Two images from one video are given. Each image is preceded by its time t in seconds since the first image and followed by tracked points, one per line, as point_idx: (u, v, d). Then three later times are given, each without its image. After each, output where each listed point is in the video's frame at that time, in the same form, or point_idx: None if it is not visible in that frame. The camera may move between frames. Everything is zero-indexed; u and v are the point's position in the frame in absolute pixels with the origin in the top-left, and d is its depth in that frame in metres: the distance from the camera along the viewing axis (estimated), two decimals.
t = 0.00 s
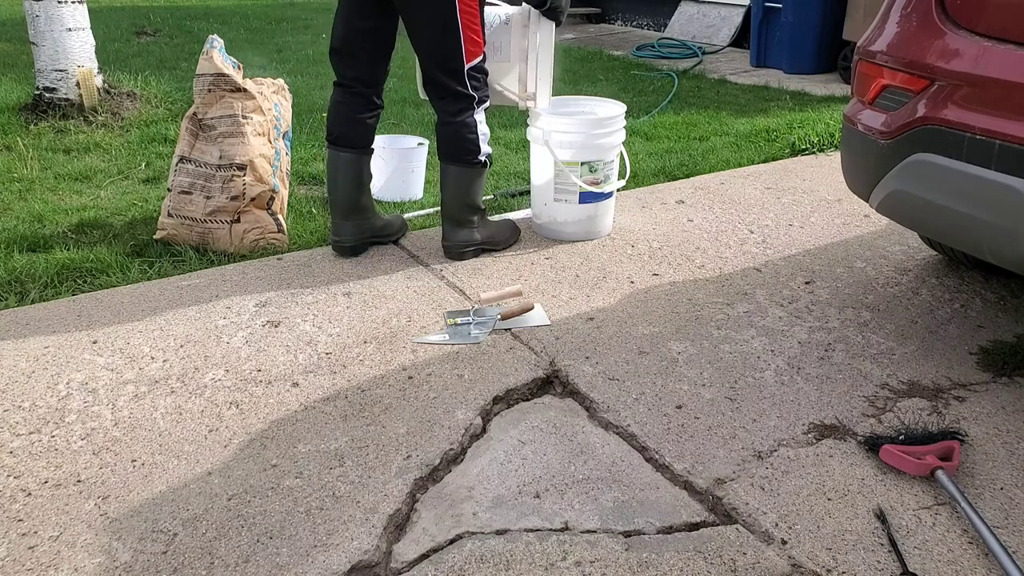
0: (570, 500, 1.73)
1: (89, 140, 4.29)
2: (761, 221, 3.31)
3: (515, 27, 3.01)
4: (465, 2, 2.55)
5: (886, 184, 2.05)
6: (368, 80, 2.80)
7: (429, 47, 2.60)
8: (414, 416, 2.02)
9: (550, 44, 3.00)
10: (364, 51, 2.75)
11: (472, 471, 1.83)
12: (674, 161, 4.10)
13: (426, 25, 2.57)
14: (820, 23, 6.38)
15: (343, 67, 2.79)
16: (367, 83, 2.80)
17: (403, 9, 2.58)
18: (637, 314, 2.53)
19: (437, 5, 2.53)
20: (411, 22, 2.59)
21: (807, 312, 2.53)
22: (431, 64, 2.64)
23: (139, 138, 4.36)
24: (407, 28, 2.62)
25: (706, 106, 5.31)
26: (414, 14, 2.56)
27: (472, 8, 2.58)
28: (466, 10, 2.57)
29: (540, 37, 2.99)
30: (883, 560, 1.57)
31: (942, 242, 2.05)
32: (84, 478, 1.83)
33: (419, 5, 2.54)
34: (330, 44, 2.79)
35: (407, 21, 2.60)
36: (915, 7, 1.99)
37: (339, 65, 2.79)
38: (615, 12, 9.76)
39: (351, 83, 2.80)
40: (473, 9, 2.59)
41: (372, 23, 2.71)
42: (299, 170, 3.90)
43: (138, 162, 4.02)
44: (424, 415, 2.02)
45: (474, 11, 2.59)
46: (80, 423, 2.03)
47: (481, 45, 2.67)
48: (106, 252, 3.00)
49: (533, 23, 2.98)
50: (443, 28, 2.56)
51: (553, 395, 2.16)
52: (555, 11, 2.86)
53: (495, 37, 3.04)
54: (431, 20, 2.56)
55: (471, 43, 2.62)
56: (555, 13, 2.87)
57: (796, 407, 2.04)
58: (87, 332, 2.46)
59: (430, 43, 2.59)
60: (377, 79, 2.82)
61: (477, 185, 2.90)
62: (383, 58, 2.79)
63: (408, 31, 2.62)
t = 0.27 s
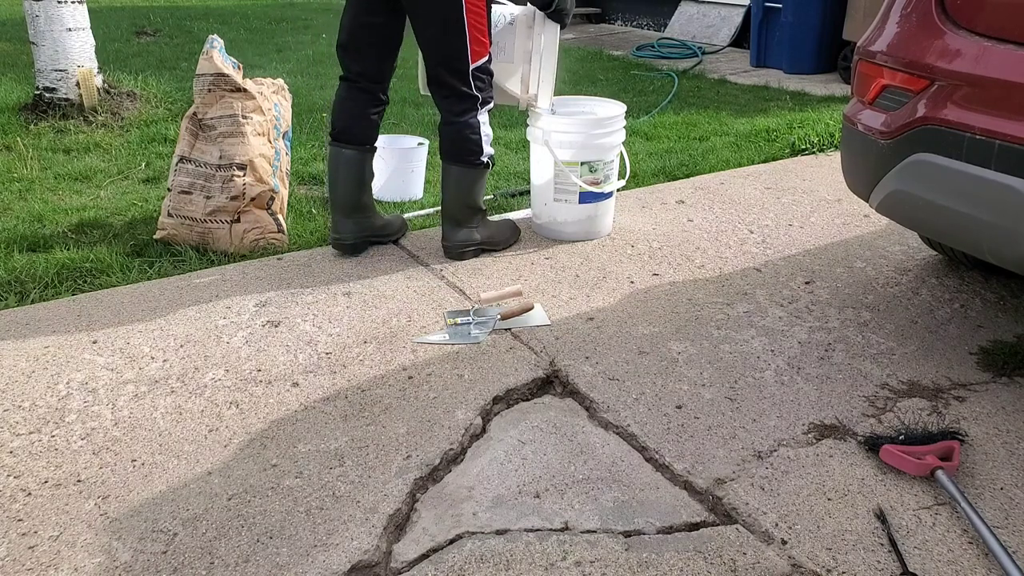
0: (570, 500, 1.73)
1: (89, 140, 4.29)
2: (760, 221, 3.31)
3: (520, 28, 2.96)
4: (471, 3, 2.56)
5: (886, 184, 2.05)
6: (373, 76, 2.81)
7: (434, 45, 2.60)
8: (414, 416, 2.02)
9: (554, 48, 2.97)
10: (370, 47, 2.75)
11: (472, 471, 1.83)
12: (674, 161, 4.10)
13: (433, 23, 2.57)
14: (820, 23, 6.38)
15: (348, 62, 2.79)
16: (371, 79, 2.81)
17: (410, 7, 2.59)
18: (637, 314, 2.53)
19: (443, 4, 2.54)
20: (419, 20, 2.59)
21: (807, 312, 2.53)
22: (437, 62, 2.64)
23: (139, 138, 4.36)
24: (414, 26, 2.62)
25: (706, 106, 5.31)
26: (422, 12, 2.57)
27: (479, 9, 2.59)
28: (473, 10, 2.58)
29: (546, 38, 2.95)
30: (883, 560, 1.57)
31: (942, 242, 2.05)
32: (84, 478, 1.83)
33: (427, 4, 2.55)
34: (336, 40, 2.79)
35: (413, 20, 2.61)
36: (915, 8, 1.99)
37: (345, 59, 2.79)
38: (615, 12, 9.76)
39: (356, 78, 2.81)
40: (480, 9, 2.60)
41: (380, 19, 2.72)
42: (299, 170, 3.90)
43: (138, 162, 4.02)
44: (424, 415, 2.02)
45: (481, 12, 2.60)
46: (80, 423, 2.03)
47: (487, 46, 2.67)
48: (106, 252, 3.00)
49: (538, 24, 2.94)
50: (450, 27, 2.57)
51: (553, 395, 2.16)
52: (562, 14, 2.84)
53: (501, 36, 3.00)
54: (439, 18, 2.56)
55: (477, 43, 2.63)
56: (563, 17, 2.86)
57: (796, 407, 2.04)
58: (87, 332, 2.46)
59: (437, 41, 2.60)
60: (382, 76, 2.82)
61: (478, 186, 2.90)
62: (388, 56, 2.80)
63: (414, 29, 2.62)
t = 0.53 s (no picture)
0: (570, 500, 1.73)
1: (89, 140, 4.29)
2: (760, 221, 3.31)
3: (526, 28, 2.92)
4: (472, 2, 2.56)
5: (886, 184, 2.05)
6: (373, 73, 2.81)
7: (434, 45, 2.61)
8: (414, 416, 2.03)
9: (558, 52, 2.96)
10: (371, 46, 2.75)
11: (472, 471, 1.83)
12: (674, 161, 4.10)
13: (434, 23, 2.57)
14: (820, 23, 6.38)
15: (349, 59, 2.79)
16: (372, 77, 2.81)
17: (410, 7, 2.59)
18: (637, 314, 2.53)
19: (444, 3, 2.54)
20: (420, 19, 2.59)
21: (807, 312, 2.53)
22: (437, 62, 2.64)
23: (139, 138, 4.36)
24: (415, 25, 2.62)
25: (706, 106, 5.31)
26: (423, 12, 2.57)
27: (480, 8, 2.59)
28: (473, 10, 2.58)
29: (551, 41, 2.93)
30: (883, 560, 1.57)
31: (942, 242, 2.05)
32: (84, 478, 1.83)
33: (428, 3, 2.55)
34: (337, 37, 2.79)
35: (414, 19, 2.61)
36: (915, 8, 1.99)
37: (346, 56, 2.79)
38: (615, 12, 9.76)
39: (356, 75, 2.81)
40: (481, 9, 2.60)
41: (381, 17, 2.71)
42: (299, 170, 3.90)
43: (138, 162, 4.02)
44: (424, 415, 2.02)
45: (482, 12, 2.60)
46: (80, 423, 2.03)
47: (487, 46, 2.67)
48: (106, 252, 3.00)
49: (545, 27, 2.91)
50: (451, 26, 2.57)
51: (553, 395, 2.16)
52: (568, 18, 2.85)
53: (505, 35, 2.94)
54: (440, 18, 2.56)
55: (477, 43, 2.63)
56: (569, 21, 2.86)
57: (796, 407, 2.05)
58: (87, 332, 2.46)
59: (438, 40, 2.60)
60: (382, 75, 2.83)
61: (478, 185, 2.90)
62: (389, 55, 2.80)
63: (415, 28, 2.62)
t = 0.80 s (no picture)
0: (570, 500, 1.73)
1: (89, 140, 4.29)
2: (760, 221, 3.31)
3: (532, 29, 2.91)
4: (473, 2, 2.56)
5: (886, 184, 2.05)
6: (374, 71, 2.81)
7: (435, 44, 2.61)
8: (414, 416, 2.03)
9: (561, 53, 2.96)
10: (373, 44, 2.76)
11: (472, 471, 1.83)
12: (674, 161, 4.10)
13: (435, 22, 2.57)
14: (820, 23, 6.38)
15: (351, 57, 2.80)
16: (373, 75, 2.81)
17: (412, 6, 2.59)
18: (637, 314, 2.53)
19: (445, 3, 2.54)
20: (421, 19, 2.60)
21: (807, 312, 2.53)
22: (438, 61, 2.64)
23: (139, 138, 4.36)
24: (416, 24, 2.62)
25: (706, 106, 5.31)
26: (424, 11, 2.57)
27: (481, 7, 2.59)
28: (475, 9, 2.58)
29: (556, 42, 2.94)
30: (883, 560, 1.57)
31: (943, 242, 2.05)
32: (84, 478, 1.83)
33: (430, 2, 2.55)
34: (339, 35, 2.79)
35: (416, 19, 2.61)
36: (915, 8, 1.99)
37: (348, 54, 2.80)
38: (615, 12, 9.76)
39: (357, 73, 2.81)
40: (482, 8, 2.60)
41: (383, 15, 2.71)
42: (299, 170, 3.90)
43: (138, 162, 4.02)
44: (424, 415, 2.02)
45: (483, 12, 2.60)
46: (80, 423, 2.03)
47: (489, 45, 2.67)
48: (106, 252, 3.00)
49: (550, 28, 2.92)
50: (452, 26, 2.57)
51: (553, 395, 2.16)
52: (571, 20, 2.86)
53: (510, 35, 2.93)
54: (441, 17, 2.56)
55: (478, 42, 2.63)
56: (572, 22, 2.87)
57: (796, 407, 2.04)
58: (87, 332, 2.46)
59: (438, 39, 2.60)
60: (384, 74, 2.83)
61: (479, 186, 2.90)
62: (390, 53, 2.80)
63: (417, 27, 2.62)
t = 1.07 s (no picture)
0: (570, 500, 1.73)
1: (89, 140, 4.29)
2: (760, 221, 3.31)
3: (533, 30, 2.92)
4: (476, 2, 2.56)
5: (886, 184, 2.05)
6: (377, 70, 2.81)
7: (438, 44, 2.61)
8: (414, 416, 2.03)
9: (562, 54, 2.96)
10: (376, 42, 2.76)
11: (472, 471, 1.83)
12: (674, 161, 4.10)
13: (438, 22, 2.58)
14: (820, 23, 6.38)
15: (353, 56, 2.80)
16: (376, 74, 2.81)
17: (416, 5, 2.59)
18: (637, 314, 2.53)
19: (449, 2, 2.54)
20: (424, 19, 2.60)
21: (807, 312, 2.53)
22: (441, 61, 2.64)
23: (139, 138, 4.36)
24: (420, 24, 2.62)
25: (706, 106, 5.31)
26: (428, 11, 2.57)
27: (485, 7, 2.59)
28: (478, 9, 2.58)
29: (557, 44, 2.94)
30: (883, 560, 1.57)
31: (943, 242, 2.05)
32: (84, 478, 1.83)
33: (433, 2, 2.55)
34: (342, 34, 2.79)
35: (419, 18, 2.61)
36: (915, 8, 1.99)
37: (351, 53, 2.80)
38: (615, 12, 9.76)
39: (360, 72, 2.81)
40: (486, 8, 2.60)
41: (387, 15, 2.71)
42: (299, 170, 3.90)
43: (138, 163, 4.02)
44: (424, 415, 2.02)
45: (487, 11, 2.61)
46: (80, 423, 2.03)
47: (492, 45, 2.68)
48: (106, 252, 3.00)
49: (551, 29, 2.92)
50: (455, 26, 2.58)
51: (553, 395, 2.16)
52: (574, 20, 2.86)
53: (511, 34, 2.93)
54: (445, 17, 2.57)
55: (481, 42, 2.64)
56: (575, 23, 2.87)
57: (796, 407, 2.05)
58: (87, 332, 2.46)
59: (441, 39, 2.60)
60: (386, 72, 2.83)
61: (480, 186, 2.90)
62: (393, 52, 2.80)
63: (420, 27, 2.62)
